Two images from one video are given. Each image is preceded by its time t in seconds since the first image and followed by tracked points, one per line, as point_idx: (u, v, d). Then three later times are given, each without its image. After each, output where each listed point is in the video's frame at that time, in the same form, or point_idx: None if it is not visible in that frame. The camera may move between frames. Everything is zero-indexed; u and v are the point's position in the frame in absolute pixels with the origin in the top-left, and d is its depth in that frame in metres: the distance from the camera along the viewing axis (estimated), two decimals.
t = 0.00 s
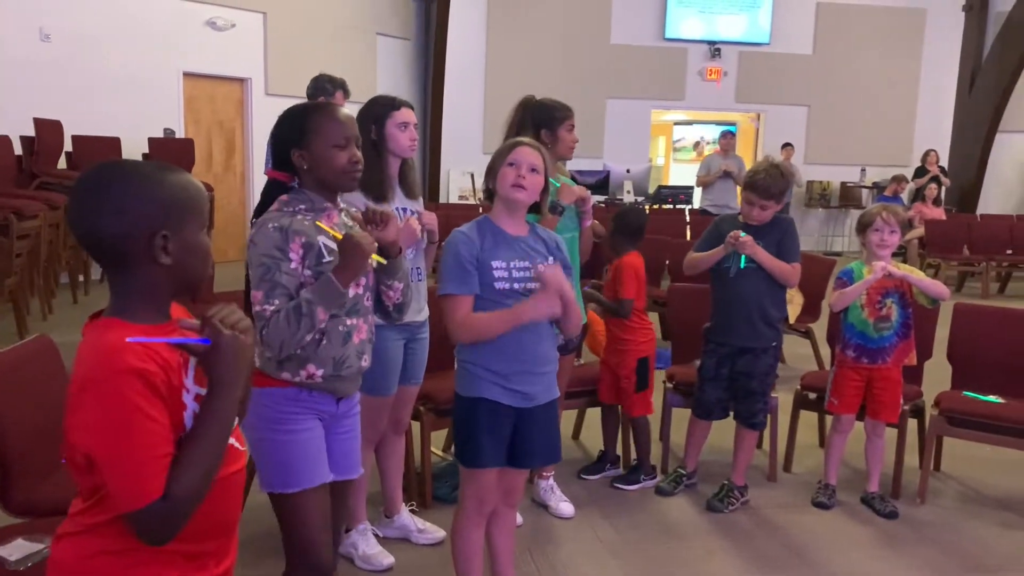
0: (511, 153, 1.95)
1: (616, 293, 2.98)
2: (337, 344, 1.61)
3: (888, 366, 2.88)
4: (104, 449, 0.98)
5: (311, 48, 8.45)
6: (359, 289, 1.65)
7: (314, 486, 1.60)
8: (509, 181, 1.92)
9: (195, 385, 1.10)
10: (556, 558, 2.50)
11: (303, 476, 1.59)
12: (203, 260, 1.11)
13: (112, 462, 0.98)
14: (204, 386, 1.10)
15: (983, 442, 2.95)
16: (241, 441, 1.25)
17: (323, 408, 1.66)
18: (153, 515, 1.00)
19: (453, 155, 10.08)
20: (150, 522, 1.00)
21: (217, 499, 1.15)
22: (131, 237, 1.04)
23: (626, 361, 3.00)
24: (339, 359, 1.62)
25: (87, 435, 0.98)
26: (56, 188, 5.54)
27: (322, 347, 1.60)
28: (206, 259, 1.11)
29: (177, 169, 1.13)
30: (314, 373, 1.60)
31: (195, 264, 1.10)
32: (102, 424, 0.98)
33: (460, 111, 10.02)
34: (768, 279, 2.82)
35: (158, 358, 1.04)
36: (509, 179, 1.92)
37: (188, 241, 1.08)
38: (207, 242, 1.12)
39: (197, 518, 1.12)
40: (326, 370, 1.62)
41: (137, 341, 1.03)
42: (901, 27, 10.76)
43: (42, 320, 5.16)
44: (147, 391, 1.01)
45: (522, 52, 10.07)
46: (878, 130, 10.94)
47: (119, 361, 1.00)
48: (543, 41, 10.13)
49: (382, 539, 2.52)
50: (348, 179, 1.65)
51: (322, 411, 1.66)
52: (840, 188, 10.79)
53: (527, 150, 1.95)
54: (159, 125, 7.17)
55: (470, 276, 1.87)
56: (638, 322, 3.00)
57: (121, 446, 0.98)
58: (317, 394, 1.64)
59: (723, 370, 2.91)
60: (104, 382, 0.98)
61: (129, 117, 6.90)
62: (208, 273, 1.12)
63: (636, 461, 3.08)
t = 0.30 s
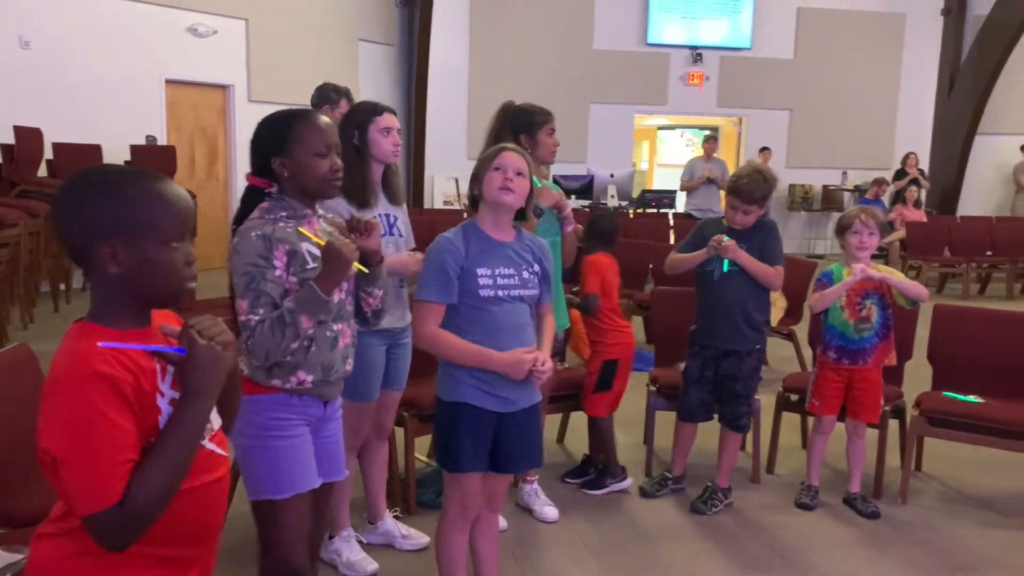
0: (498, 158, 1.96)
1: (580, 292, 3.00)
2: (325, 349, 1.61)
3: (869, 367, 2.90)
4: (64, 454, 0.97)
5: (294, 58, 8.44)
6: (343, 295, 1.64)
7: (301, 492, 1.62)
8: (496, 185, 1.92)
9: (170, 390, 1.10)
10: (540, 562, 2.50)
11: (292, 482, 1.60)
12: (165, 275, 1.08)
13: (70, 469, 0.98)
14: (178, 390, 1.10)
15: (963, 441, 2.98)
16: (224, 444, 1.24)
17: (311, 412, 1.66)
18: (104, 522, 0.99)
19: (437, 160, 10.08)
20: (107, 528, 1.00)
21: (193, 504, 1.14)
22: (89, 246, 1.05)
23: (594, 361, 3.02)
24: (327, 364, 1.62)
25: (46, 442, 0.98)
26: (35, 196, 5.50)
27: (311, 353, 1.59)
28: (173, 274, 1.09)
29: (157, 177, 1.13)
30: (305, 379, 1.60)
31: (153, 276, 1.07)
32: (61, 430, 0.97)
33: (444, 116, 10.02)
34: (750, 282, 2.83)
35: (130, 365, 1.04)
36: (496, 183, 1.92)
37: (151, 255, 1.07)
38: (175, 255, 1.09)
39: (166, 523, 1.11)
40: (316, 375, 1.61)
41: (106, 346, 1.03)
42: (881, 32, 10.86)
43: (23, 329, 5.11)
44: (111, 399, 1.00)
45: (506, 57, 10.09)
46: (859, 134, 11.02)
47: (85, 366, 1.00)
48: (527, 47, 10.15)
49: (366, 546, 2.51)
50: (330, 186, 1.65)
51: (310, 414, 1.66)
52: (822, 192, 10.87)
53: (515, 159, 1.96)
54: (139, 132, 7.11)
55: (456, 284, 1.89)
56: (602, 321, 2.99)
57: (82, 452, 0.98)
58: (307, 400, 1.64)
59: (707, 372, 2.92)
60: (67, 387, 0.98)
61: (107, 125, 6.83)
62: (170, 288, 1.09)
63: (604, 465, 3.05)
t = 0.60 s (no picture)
0: (484, 162, 1.93)
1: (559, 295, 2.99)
2: (289, 353, 1.60)
3: (846, 367, 2.92)
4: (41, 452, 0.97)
5: (274, 62, 8.41)
6: (312, 298, 1.63)
7: (255, 501, 1.60)
8: (489, 190, 1.90)
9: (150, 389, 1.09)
10: (522, 565, 2.50)
11: (250, 490, 1.59)
12: (140, 283, 1.07)
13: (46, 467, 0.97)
14: (159, 391, 1.09)
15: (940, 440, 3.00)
16: (205, 448, 1.24)
17: (277, 420, 1.65)
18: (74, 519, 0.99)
19: (419, 164, 10.07)
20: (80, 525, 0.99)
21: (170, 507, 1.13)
22: (63, 250, 1.05)
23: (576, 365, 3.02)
24: (291, 368, 1.60)
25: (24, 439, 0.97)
26: (12, 201, 5.42)
27: (274, 357, 1.58)
28: (149, 282, 1.07)
29: (137, 182, 1.12)
30: (266, 383, 1.59)
31: (126, 281, 1.06)
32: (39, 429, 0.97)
33: (425, 119, 10.00)
34: (729, 284, 2.85)
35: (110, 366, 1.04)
36: (489, 188, 1.90)
37: (127, 263, 1.06)
38: (151, 263, 1.08)
39: (134, 523, 1.09)
40: (278, 380, 1.60)
41: (85, 346, 1.03)
42: (858, 35, 10.96)
43: None
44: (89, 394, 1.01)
45: (487, 61, 10.09)
46: (837, 137, 11.12)
47: (66, 365, 1.00)
48: (507, 50, 10.15)
49: (348, 551, 2.50)
50: (302, 190, 1.65)
51: (276, 422, 1.65)
52: (802, 194, 10.94)
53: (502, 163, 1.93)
54: (118, 137, 7.06)
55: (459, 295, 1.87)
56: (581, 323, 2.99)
57: (54, 449, 0.97)
58: (271, 407, 1.63)
59: (687, 373, 2.93)
60: (46, 385, 0.98)
61: (86, 130, 6.78)
62: (144, 296, 1.07)
63: (591, 468, 3.07)
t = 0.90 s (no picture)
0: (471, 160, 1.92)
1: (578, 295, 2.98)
2: (259, 357, 1.61)
3: (827, 366, 2.94)
4: (14, 445, 0.96)
5: (256, 62, 8.37)
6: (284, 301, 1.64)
7: (226, 504, 1.59)
8: (474, 192, 1.89)
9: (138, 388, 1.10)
10: (506, 566, 2.50)
11: (222, 494, 1.58)
12: (123, 282, 1.06)
13: (20, 463, 0.96)
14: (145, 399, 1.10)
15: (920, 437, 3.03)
16: (193, 448, 1.23)
17: (251, 423, 1.64)
18: (46, 517, 0.97)
19: (402, 165, 10.04)
20: (54, 524, 0.98)
21: (152, 508, 1.12)
22: (46, 250, 1.04)
23: (574, 369, 3.00)
24: (261, 372, 1.61)
25: None
26: None
27: (242, 361, 1.59)
28: (130, 281, 1.07)
29: (126, 183, 1.12)
30: (236, 387, 1.59)
31: (109, 279, 1.05)
32: (16, 422, 0.96)
33: (407, 119, 9.98)
34: (710, 283, 2.85)
35: (99, 367, 1.05)
36: (475, 189, 1.89)
37: (109, 262, 1.05)
38: (134, 261, 1.07)
39: (101, 523, 1.07)
40: (249, 384, 1.60)
41: (70, 346, 1.04)
42: (838, 36, 11.05)
43: None
44: (72, 395, 1.01)
45: (470, 62, 10.09)
46: (818, 137, 11.20)
47: (52, 364, 1.00)
48: (491, 51, 10.15)
49: (331, 553, 2.49)
50: (279, 191, 1.63)
51: (251, 426, 1.64)
52: (783, 195, 11.01)
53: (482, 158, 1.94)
54: (97, 137, 7.00)
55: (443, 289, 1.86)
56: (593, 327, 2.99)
57: (13, 441, 0.96)
58: (243, 411, 1.62)
59: (668, 374, 2.94)
60: (28, 380, 0.98)
61: (65, 130, 6.71)
62: (126, 296, 1.07)
63: (574, 468, 3.07)
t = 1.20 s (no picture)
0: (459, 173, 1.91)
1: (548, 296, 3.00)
2: (237, 357, 1.62)
3: (807, 363, 2.97)
4: None
5: (237, 60, 8.32)
6: (267, 304, 1.64)
7: (216, 492, 1.58)
8: (462, 210, 1.90)
9: (115, 387, 1.09)
10: (489, 564, 2.50)
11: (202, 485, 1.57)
12: (96, 285, 1.05)
13: (15, 464, 0.97)
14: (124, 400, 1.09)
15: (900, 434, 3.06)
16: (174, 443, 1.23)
17: (233, 419, 1.65)
18: (39, 520, 0.98)
19: (385, 165, 10.03)
20: (48, 526, 0.99)
21: (134, 503, 1.11)
22: (21, 247, 1.03)
23: (549, 369, 3.01)
24: (237, 373, 1.63)
25: None
26: None
27: (220, 359, 1.61)
28: (102, 283, 1.05)
29: (102, 184, 1.11)
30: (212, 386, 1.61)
31: (83, 280, 1.05)
32: None
33: (391, 118, 9.96)
34: (691, 280, 2.87)
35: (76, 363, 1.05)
36: (462, 208, 1.90)
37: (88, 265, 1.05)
38: (109, 263, 1.06)
39: (95, 524, 1.08)
40: (225, 383, 1.62)
41: (46, 344, 1.03)
42: (818, 37, 11.14)
43: None
44: (50, 387, 1.01)
45: (453, 61, 10.08)
46: (799, 137, 11.28)
47: (24, 363, 1.00)
48: (475, 51, 10.16)
49: (314, 553, 2.49)
50: (268, 193, 1.63)
51: (230, 421, 1.65)
52: (764, 194, 11.09)
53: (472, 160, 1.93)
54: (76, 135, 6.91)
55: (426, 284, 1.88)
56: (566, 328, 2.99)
57: None
58: (219, 408, 1.63)
59: (650, 372, 2.95)
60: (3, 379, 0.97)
61: (45, 128, 6.64)
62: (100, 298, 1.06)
63: (556, 467, 3.08)
